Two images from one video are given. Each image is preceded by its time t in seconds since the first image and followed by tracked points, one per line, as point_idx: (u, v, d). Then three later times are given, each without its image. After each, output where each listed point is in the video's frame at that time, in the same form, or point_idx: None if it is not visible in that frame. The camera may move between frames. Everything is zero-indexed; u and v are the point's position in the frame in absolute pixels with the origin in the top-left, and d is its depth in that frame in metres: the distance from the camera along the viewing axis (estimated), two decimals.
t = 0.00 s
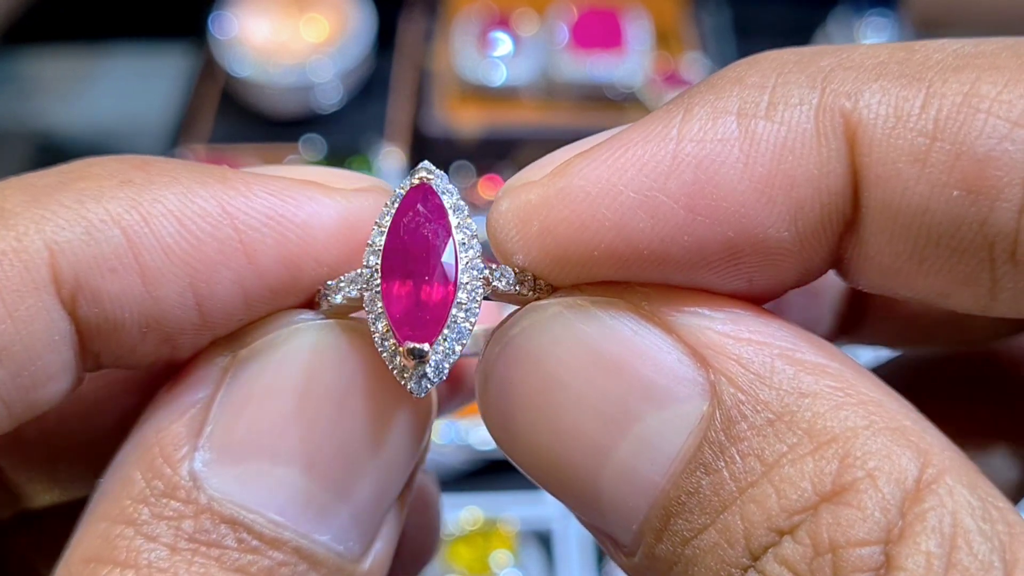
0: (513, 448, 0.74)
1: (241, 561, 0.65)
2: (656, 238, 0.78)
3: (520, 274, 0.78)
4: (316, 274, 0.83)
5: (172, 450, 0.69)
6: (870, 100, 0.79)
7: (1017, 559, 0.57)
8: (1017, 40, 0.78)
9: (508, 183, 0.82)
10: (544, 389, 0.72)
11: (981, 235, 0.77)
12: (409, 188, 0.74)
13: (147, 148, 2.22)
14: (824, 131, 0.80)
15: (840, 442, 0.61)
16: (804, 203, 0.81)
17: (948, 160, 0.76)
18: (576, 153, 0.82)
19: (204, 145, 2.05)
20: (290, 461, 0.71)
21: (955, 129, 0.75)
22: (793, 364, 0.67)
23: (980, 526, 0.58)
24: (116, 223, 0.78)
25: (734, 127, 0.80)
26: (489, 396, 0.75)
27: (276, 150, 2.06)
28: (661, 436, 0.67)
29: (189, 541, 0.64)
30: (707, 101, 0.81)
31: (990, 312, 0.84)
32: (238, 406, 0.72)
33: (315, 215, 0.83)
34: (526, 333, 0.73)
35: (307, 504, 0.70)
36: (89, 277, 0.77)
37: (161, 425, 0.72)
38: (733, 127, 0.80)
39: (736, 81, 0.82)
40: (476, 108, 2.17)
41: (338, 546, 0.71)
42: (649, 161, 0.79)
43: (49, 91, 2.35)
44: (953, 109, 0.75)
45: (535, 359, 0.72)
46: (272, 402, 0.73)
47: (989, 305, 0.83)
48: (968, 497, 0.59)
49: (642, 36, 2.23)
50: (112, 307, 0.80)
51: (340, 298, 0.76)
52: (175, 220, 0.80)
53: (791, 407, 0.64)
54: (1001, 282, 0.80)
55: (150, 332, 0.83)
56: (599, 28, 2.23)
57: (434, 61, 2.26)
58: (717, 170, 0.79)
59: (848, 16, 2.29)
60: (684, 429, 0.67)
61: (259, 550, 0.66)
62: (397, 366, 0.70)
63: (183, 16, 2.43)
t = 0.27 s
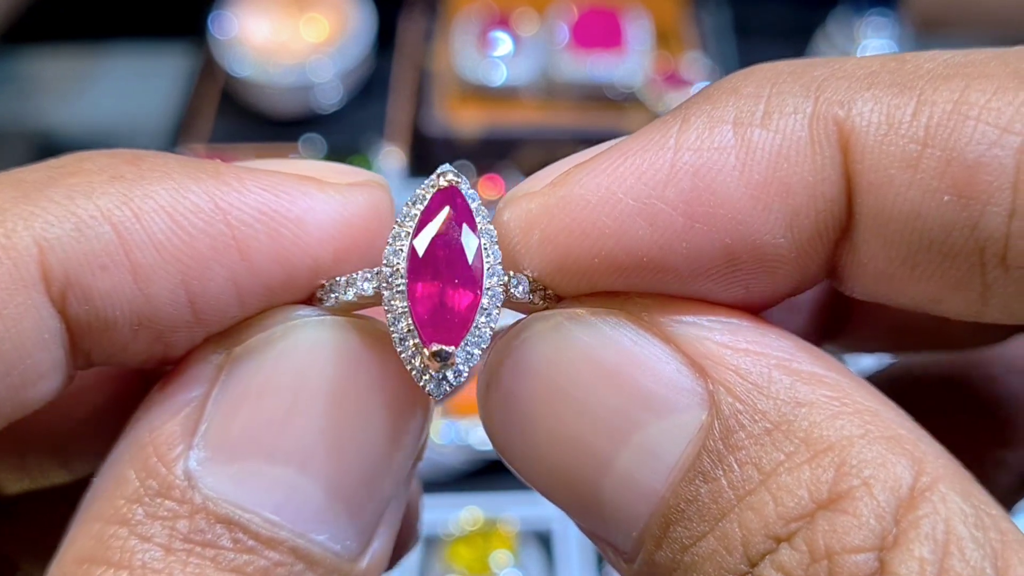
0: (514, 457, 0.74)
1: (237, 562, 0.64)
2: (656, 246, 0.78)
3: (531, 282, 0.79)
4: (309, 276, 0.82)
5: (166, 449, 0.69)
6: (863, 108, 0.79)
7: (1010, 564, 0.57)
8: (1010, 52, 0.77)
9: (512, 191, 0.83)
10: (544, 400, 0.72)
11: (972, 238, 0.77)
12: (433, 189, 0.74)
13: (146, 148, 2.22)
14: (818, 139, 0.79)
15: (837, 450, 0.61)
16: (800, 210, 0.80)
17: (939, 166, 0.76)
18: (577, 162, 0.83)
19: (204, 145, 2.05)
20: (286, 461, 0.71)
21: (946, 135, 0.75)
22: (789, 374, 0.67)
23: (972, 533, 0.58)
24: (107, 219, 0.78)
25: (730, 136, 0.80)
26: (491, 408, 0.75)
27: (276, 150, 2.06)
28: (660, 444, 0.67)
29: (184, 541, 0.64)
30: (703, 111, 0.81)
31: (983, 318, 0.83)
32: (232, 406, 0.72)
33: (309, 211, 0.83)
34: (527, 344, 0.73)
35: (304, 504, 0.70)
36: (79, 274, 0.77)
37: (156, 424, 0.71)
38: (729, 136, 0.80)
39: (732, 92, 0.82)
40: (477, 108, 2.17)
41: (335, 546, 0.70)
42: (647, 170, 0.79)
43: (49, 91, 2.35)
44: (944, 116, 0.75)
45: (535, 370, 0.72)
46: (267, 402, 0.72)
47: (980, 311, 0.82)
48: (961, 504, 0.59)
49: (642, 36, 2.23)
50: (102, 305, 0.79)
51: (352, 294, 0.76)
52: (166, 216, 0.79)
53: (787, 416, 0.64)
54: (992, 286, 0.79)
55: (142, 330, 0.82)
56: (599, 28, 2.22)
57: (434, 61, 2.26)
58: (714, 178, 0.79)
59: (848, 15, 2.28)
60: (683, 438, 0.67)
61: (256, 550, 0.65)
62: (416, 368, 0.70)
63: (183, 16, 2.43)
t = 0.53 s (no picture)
0: (524, 458, 0.74)
1: (247, 567, 0.64)
2: (668, 238, 0.79)
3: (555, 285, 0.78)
4: (320, 284, 0.82)
5: (177, 453, 0.69)
6: (869, 101, 0.78)
7: (1008, 569, 0.56)
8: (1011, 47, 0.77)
9: (525, 188, 0.83)
10: (556, 399, 0.71)
11: (976, 225, 0.77)
12: (461, 191, 0.72)
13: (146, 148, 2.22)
14: (825, 131, 0.79)
15: (843, 451, 0.61)
16: (807, 202, 0.80)
17: (944, 154, 0.76)
18: (591, 158, 0.82)
19: (203, 145, 2.05)
20: (297, 466, 0.70)
21: (950, 125, 0.75)
22: (798, 376, 0.67)
23: (973, 537, 0.57)
24: (117, 222, 0.77)
25: (740, 131, 0.80)
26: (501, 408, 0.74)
27: (277, 150, 2.06)
28: (671, 444, 0.67)
29: (195, 545, 0.64)
30: (714, 106, 0.81)
31: (989, 310, 0.83)
32: (245, 408, 0.71)
33: (321, 215, 0.82)
34: (539, 345, 0.73)
35: (315, 509, 0.70)
36: (89, 279, 0.77)
37: (166, 427, 0.71)
38: (739, 130, 0.80)
39: (741, 89, 0.82)
40: (477, 108, 2.16)
41: (345, 551, 0.70)
42: (661, 163, 0.79)
43: (49, 91, 2.35)
44: (947, 107, 0.75)
45: (547, 368, 0.72)
46: (279, 406, 0.72)
47: (985, 303, 0.82)
48: (962, 509, 0.59)
49: (642, 36, 2.22)
50: (112, 309, 0.79)
51: (378, 297, 0.75)
52: (177, 219, 0.79)
53: (795, 417, 0.64)
54: (997, 275, 0.79)
55: (152, 334, 0.82)
56: (599, 27, 2.21)
57: (434, 62, 2.25)
58: (725, 170, 0.79)
59: (849, 15, 2.28)
60: (692, 436, 0.66)
61: (266, 555, 0.66)
62: (452, 370, 0.68)
63: (183, 17, 2.42)
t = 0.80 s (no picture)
0: (545, 462, 0.74)
1: None
2: (686, 224, 0.80)
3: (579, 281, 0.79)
4: (346, 298, 0.81)
5: (200, 462, 0.69)
6: (887, 90, 0.79)
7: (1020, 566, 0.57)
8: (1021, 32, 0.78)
9: (544, 175, 0.84)
10: (574, 395, 0.71)
11: (999, 208, 0.77)
12: (474, 193, 0.72)
13: (147, 149, 2.21)
14: (843, 120, 0.79)
15: (860, 446, 0.61)
16: (824, 189, 0.80)
17: (965, 138, 0.76)
18: (609, 146, 0.83)
19: (204, 145, 2.04)
20: (319, 476, 0.70)
21: (971, 110, 0.75)
22: (815, 371, 0.67)
23: (986, 532, 0.58)
24: (146, 234, 0.78)
25: (757, 119, 0.80)
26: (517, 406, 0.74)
27: (278, 150, 2.05)
28: (691, 440, 0.67)
29: (217, 554, 0.64)
30: (732, 95, 0.82)
31: (1007, 296, 0.83)
32: (269, 416, 0.72)
33: (347, 228, 0.82)
34: (558, 340, 0.72)
35: (336, 519, 0.70)
36: (117, 289, 0.77)
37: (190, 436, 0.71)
38: (757, 118, 0.80)
39: (756, 81, 0.83)
40: (477, 108, 2.16)
41: (365, 561, 0.70)
42: (678, 149, 0.80)
43: (48, 92, 2.34)
44: (966, 93, 0.76)
45: (567, 366, 0.72)
46: (302, 415, 0.72)
47: (1005, 288, 0.82)
48: (976, 505, 0.59)
49: (642, 37, 2.23)
50: (139, 320, 0.79)
51: (401, 306, 0.74)
52: (205, 232, 0.79)
53: (812, 412, 0.64)
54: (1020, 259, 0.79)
55: (178, 345, 0.82)
56: (599, 27, 2.22)
57: (434, 61, 2.25)
58: (743, 157, 0.80)
59: (848, 15, 2.29)
60: (710, 427, 0.66)
61: (288, 565, 0.66)
62: (481, 371, 0.67)
63: (183, 17, 2.42)
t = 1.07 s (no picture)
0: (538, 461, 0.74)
1: (261, 565, 0.64)
2: (675, 234, 0.78)
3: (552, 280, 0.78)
4: (337, 289, 0.82)
5: (194, 453, 0.69)
6: (882, 92, 0.79)
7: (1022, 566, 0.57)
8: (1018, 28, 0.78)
9: (532, 181, 0.83)
10: (566, 395, 0.71)
11: (996, 213, 0.77)
12: (444, 193, 0.74)
13: (147, 149, 2.21)
14: (837, 125, 0.79)
15: (858, 448, 0.61)
16: (819, 194, 0.80)
17: (962, 142, 0.76)
18: (598, 152, 0.82)
19: (204, 145, 2.05)
20: (312, 467, 0.70)
21: (967, 113, 0.75)
22: (811, 371, 0.67)
23: (988, 533, 0.58)
24: (143, 226, 0.78)
25: (748, 123, 0.80)
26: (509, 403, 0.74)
27: (278, 150, 2.06)
28: (684, 439, 0.67)
29: (210, 543, 0.64)
30: (721, 100, 0.81)
31: (1009, 296, 0.82)
32: (261, 407, 0.72)
33: (339, 220, 0.82)
34: (549, 341, 0.72)
35: (328, 508, 0.70)
36: (115, 281, 0.77)
37: (183, 428, 0.71)
38: (748, 123, 0.80)
39: (748, 81, 0.83)
40: (476, 108, 2.17)
41: (357, 550, 0.70)
42: (667, 156, 0.79)
43: (49, 92, 2.34)
44: (963, 94, 0.75)
45: (558, 365, 0.72)
46: (294, 407, 0.72)
47: (1005, 289, 0.82)
48: (977, 505, 0.59)
49: (642, 36, 2.23)
50: (137, 313, 0.80)
51: (373, 303, 0.76)
52: (201, 225, 0.79)
53: (809, 413, 0.64)
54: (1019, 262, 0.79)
55: (173, 338, 0.82)
56: (599, 27, 2.22)
57: (434, 62, 2.26)
58: (734, 164, 0.79)
59: (848, 15, 2.29)
60: (704, 431, 0.66)
61: (279, 553, 0.66)
62: (435, 371, 0.70)
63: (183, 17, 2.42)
